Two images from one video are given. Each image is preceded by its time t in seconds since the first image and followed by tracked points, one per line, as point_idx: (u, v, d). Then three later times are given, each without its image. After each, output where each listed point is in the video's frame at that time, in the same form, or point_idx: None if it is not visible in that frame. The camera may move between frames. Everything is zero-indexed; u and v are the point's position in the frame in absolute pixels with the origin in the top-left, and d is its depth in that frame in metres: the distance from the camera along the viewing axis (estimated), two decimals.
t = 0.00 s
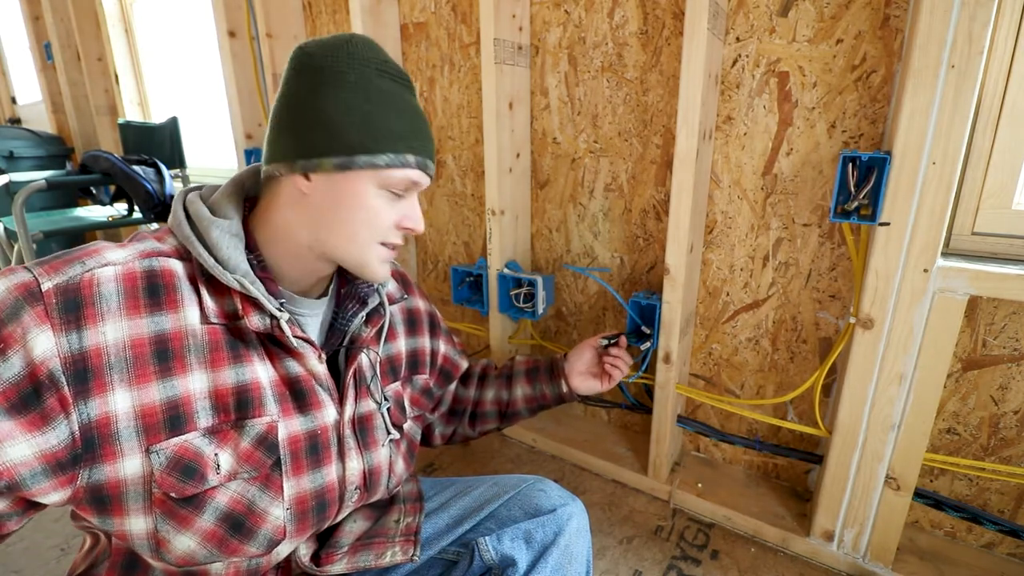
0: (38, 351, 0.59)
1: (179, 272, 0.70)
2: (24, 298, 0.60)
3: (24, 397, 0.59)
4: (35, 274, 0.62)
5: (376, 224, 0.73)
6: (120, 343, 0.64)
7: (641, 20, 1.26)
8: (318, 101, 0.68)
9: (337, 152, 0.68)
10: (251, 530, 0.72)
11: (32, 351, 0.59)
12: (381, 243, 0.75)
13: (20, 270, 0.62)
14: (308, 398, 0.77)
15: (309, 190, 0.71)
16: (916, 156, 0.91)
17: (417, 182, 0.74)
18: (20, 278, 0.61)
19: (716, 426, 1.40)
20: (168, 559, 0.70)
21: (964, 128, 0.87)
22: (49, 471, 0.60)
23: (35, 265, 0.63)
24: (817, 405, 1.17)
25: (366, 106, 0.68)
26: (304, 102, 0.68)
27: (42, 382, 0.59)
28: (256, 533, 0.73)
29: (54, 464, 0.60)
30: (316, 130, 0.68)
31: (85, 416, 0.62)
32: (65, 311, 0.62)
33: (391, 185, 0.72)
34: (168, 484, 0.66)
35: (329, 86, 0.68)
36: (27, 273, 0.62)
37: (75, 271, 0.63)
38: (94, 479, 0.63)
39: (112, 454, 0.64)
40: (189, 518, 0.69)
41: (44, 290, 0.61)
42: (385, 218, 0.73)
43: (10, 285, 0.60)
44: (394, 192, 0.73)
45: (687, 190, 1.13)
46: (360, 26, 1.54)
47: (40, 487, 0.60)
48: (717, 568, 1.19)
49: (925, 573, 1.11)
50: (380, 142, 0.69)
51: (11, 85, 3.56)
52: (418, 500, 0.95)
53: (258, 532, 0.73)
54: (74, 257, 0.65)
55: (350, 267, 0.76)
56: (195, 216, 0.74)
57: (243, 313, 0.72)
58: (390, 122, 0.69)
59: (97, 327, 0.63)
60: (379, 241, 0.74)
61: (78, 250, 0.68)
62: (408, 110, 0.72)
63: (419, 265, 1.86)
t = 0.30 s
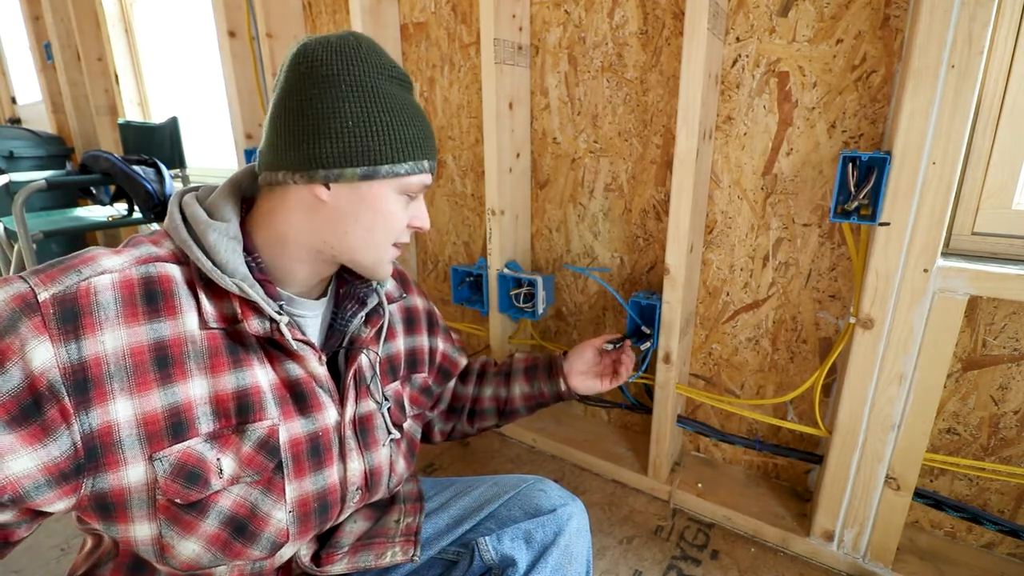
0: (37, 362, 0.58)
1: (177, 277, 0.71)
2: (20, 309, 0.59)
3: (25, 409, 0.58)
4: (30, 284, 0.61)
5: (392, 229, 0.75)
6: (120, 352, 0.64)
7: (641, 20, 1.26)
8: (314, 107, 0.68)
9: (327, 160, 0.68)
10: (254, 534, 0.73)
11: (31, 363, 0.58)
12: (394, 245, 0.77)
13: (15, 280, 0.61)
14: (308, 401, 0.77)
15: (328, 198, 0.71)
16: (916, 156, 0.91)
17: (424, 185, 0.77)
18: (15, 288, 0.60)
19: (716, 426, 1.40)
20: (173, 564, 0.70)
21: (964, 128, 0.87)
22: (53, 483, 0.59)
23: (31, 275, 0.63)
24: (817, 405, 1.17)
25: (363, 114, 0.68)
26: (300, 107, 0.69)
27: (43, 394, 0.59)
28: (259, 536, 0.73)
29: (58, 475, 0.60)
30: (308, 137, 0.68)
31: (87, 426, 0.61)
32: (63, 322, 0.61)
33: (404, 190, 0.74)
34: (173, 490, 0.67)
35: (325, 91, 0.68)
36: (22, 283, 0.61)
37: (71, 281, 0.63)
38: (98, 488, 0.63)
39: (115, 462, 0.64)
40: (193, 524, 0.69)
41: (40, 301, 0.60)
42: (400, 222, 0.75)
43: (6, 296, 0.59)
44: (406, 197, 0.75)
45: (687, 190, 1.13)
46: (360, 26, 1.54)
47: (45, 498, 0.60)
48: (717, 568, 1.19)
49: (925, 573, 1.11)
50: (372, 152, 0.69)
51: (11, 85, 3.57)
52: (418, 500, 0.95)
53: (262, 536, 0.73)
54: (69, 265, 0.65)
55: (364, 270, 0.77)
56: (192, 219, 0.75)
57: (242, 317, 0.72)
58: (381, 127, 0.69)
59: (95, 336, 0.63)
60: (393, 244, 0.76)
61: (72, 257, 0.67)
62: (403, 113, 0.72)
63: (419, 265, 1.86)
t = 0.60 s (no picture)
0: (29, 359, 0.59)
1: (172, 276, 0.71)
2: (13, 306, 0.59)
3: (17, 406, 0.58)
4: (23, 281, 0.62)
5: (381, 226, 0.74)
6: (112, 349, 0.64)
7: (641, 20, 1.26)
8: (296, 103, 0.68)
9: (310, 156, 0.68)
10: (249, 533, 0.72)
11: (23, 360, 0.58)
12: (386, 243, 0.76)
13: (10, 278, 0.62)
14: (304, 400, 0.77)
15: (314, 194, 0.71)
16: (916, 156, 0.91)
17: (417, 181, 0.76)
18: (9, 286, 0.61)
19: (716, 426, 1.40)
20: (168, 563, 0.70)
21: (964, 128, 0.87)
22: (44, 479, 0.60)
23: (25, 273, 0.63)
24: (817, 405, 1.17)
25: (344, 108, 0.67)
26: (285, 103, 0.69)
27: (34, 391, 0.59)
28: (255, 536, 0.73)
29: (49, 471, 0.60)
30: (292, 134, 0.69)
31: (78, 423, 0.62)
32: (55, 319, 0.61)
33: (394, 187, 0.73)
34: (165, 489, 0.66)
35: (308, 86, 0.68)
36: (17, 280, 0.62)
37: (64, 278, 0.63)
38: (90, 486, 0.63)
39: (107, 460, 0.64)
40: (187, 522, 0.69)
41: (33, 298, 0.61)
42: (389, 219, 0.74)
43: None
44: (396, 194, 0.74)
45: (687, 190, 1.13)
46: (359, 26, 1.54)
47: (36, 495, 0.60)
48: (717, 568, 1.19)
49: (926, 573, 1.11)
50: (355, 145, 0.68)
51: (11, 85, 3.57)
52: (418, 500, 0.95)
53: (257, 535, 0.73)
54: (63, 263, 0.65)
55: (355, 268, 0.77)
56: (187, 218, 0.75)
57: (236, 315, 0.72)
58: (362, 118, 0.68)
59: (88, 334, 0.63)
60: (384, 242, 0.76)
61: (67, 256, 0.68)
62: (386, 104, 0.70)
63: (419, 265, 1.86)
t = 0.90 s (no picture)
0: (39, 342, 0.59)
1: (179, 268, 0.71)
2: (24, 289, 0.59)
3: (23, 387, 0.58)
4: (35, 266, 0.62)
5: (302, 205, 0.69)
6: (119, 337, 0.64)
7: (641, 20, 1.26)
8: (301, 88, 0.69)
9: (299, 133, 0.67)
10: (246, 525, 0.72)
11: (32, 342, 0.58)
12: (315, 230, 0.70)
13: (21, 262, 0.62)
14: (304, 395, 0.77)
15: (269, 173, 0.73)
16: (916, 155, 0.91)
17: (352, 161, 0.68)
18: (21, 269, 0.61)
19: (716, 426, 1.40)
20: (164, 554, 0.70)
21: (964, 128, 0.87)
22: (46, 462, 0.60)
23: (36, 257, 0.63)
24: (817, 405, 1.17)
25: (329, 89, 0.67)
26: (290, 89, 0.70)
27: (41, 373, 0.59)
28: (252, 528, 0.72)
29: (52, 454, 0.60)
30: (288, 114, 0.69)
31: (82, 407, 0.61)
32: (65, 304, 0.61)
33: (320, 164, 0.69)
34: (164, 476, 0.66)
35: (316, 76, 0.69)
36: (28, 265, 0.62)
37: (76, 264, 0.63)
38: (91, 471, 0.63)
39: (110, 445, 0.64)
40: (185, 512, 0.68)
41: (44, 282, 0.61)
42: (312, 201, 0.69)
43: (11, 276, 0.60)
44: (326, 173, 0.69)
45: (687, 190, 1.13)
46: (359, 26, 1.54)
47: (37, 479, 0.60)
48: (717, 568, 1.19)
49: (926, 573, 1.11)
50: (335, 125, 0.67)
51: (11, 85, 3.57)
52: (418, 500, 0.95)
53: (254, 527, 0.73)
54: (75, 250, 0.65)
55: (292, 256, 0.73)
56: (195, 214, 0.75)
57: (240, 309, 0.72)
58: (359, 111, 0.67)
59: (96, 320, 0.63)
60: (312, 228, 0.70)
61: (78, 244, 0.68)
62: (390, 110, 0.70)
63: (419, 265, 1.86)
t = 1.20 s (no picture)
0: (48, 348, 0.59)
1: (185, 270, 0.71)
2: (32, 294, 0.59)
3: (34, 393, 0.58)
4: (42, 271, 0.61)
5: (321, 200, 0.69)
6: (127, 341, 0.64)
7: (641, 20, 1.26)
8: (319, 86, 0.69)
9: (320, 130, 0.67)
10: (253, 527, 0.72)
11: (42, 348, 0.58)
12: (332, 224, 0.70)
13: (27, 267, 0.61)
14: (309, 397, 0.77)
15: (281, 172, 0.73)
16: (916, 156, 0.91)
17: (372, 157, 0.69)
18: (27, 274, 0.60)
19: (717, 426, 1.40)
20: (171, 556, 0.70)
21: (964, 129, 0.87)
22: (59, 467, 0.60)
23: (42, 262, 0.63)
24: (817, 405, 1.17)
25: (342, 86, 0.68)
26: (304, 87, 0.70)
27: (52, 378, 0.59)
28: (258, 530, 0.72)
29: (64, 459, 0.60)
30: (305, 111, 0.68)
31: (93, 412, 0.62)
32: (73, 309, 0.61)
33: (340, 159, 0.68)
34: (172, 480, 0.66)
35: (333, 76, 0.69)
36: (34, 269, 0.61)
37: (82, 269, 0.63)
38: (101, 474, 0.63)
39: (119, 449, 0.64)
40: (193, 515, 0.68)
41: (52, 288, 0.61)
42: (332, 195, 0.69)
43: (17, 281, 0.60)
44: (346, 168, 0.69)
45: (687, 190, 1.13)
46: (359, 26, 1.54)
47: (49, 484, 0.60)
48: (717, 568, 1.19)
49: (925, 573, 1.11)
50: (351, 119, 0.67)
51: (11, 85, 3.57)
52: (418, 500, 0.95)
53: (260, 530, 0.73)
54: (80, 255, 0.65)
55: (307, 252, 0.72)
56: (199, 215, 0.75)
57: (245, 312, 0.72)
58: (378, 110, 0.68)
59: (104, 324, 0.63)
60: (330, 221, 0.70)
61: (83, 248, 0.67)
62: (405, 110, 0.72)
63: (419, 265, 1.86)
